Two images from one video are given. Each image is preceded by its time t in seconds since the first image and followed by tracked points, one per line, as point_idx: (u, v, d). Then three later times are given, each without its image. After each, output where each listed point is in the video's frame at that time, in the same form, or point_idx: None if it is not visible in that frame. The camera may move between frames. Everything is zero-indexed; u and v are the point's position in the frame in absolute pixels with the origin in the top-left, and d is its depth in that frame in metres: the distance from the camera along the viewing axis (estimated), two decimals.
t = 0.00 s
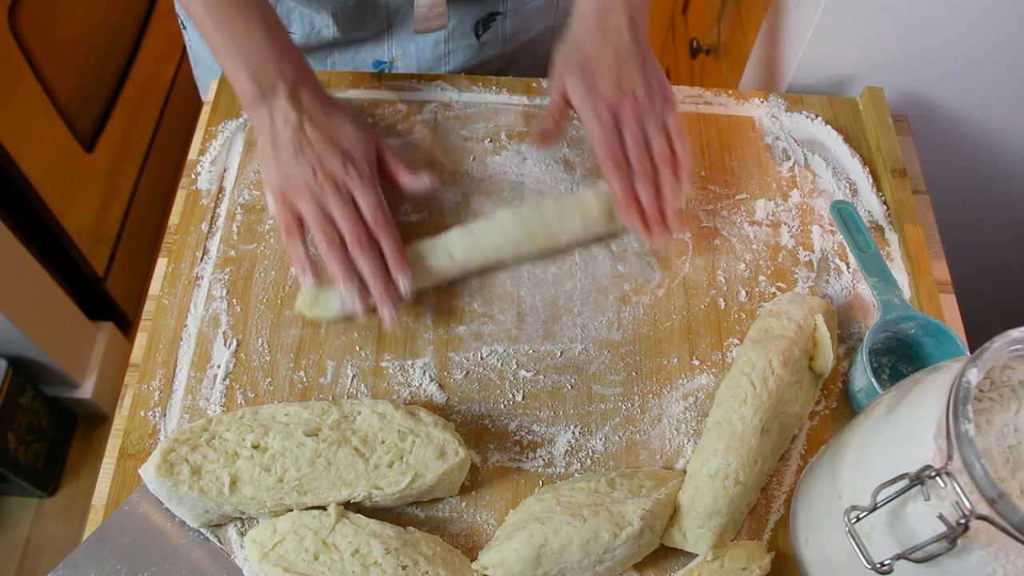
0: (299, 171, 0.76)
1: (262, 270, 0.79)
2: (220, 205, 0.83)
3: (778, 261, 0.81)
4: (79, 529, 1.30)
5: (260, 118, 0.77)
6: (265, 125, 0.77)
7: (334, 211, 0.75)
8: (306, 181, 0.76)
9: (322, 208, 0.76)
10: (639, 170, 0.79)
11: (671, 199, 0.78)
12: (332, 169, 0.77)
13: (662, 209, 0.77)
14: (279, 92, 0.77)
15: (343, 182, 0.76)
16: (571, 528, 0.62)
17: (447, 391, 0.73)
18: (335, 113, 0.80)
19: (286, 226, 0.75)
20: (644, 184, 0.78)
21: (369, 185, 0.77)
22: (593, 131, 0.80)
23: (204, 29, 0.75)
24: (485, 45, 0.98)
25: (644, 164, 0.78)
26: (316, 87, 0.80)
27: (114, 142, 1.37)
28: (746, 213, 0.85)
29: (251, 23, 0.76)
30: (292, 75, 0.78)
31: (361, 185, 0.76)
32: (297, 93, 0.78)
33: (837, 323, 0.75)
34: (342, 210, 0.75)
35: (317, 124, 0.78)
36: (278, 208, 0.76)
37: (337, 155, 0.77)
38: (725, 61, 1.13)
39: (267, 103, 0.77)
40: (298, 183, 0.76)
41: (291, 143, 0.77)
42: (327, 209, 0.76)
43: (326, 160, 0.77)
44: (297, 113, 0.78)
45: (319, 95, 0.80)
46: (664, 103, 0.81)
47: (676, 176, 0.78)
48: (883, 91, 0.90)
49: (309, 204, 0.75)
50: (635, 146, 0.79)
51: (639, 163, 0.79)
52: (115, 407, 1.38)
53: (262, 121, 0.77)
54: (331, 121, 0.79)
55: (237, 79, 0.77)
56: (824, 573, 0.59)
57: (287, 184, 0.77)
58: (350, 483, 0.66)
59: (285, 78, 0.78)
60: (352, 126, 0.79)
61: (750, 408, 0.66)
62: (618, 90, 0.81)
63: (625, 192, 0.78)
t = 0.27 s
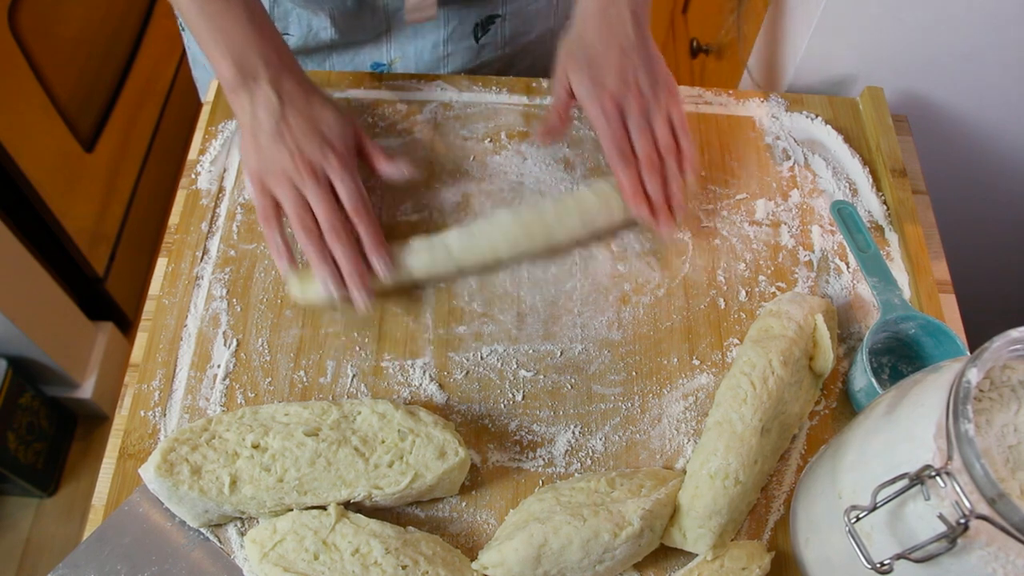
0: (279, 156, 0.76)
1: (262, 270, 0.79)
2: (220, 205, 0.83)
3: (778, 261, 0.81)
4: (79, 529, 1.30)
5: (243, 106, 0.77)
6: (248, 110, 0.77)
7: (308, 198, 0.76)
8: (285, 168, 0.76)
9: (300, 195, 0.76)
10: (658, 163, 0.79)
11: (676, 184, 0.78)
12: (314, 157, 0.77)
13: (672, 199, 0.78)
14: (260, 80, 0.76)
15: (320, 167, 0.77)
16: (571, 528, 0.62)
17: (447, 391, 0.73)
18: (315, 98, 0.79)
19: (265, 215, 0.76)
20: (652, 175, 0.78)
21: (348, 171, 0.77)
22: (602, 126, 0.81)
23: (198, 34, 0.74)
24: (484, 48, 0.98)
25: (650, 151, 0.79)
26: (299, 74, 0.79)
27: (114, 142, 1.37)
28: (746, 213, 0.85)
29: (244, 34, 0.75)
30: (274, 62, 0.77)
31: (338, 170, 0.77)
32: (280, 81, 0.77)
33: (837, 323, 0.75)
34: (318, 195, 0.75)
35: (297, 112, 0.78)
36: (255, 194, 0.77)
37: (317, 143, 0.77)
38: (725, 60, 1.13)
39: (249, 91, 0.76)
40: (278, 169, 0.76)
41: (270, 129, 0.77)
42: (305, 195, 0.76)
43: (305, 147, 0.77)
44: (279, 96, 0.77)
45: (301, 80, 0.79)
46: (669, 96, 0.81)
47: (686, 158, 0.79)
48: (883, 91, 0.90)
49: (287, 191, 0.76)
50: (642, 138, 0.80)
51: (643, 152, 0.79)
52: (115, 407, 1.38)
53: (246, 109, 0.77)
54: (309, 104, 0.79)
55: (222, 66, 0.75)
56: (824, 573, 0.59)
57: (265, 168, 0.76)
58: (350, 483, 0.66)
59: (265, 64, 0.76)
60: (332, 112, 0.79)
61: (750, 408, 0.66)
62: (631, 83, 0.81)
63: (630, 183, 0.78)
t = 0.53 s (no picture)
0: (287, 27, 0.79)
1: (262, 270, 0.79)
2: (220, 205, 0.83)
3: (778, 261, 0.81)
4: (79, 529, 1.30)
5: None
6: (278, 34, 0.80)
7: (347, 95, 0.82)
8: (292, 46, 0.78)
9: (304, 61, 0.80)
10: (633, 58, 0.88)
11: (657, 47, 0.86)
12: (341, 73, 0.81)
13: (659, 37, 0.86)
14: None
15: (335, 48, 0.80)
16: (571, 528, 0.62)
17: (447, 391, 0.73)
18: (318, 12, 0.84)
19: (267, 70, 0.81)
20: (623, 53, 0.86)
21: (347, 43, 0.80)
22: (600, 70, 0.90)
23: None
24: (484, 48, 0.97)
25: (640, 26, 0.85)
26: None
27: (115, 142, 1.37)
28: (745, 213, 0.85)
29: None
30: None
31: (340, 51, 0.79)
32: None
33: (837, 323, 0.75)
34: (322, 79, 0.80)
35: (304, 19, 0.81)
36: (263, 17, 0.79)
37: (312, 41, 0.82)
38: (725, 59, 1.13)
39: None
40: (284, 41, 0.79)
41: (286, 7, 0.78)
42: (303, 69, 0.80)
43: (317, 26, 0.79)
44: None
45: None
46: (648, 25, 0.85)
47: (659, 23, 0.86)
48: (883, 92, 0.90)
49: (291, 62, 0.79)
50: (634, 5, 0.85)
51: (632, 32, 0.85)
52: (115, 407, 1.38)
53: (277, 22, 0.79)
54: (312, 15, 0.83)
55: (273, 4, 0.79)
56: (824, 573, 0.59)
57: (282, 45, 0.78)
58: (350, 483, 0.66)
59: None
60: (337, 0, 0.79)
61: (750, 408, 0.66)
62: (631, 9, 0.84)
63: (607, 46, 0.85)
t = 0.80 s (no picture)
0: (471, 138, 0.75)
1: (262, 270, 0.79)
2: (220, 205, 0.83)
3: (778, 261, 0.81)
4: (79, 529, 1.30)
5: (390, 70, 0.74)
6: (454, 138, 0.75)
7: (539, 228, 0.73)
8: (506, 198, 0.74)
9: (514, 211, 0.74)
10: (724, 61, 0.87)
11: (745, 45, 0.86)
12: (475, 169, 0.75)
13: (598, 262, 0.72)
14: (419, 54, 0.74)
15: (490, 147, 0.75)
16: (571, 528, 0.62)
17: (447, 391, 0.73)
18: (526, 120, 0.77)
19: (484, 228, 0.74)
20: (564, 288, 0.72)
21: (567, 191, 0.74)
22: (621, 186, 0.79)
23: (370, 54, 0.74)
24: (497, 42, 0.97)
25: (567, 246, 0.73)
26: (484, 81, 0.77)
27: (114, 142, 1.37)
28: (745, 213, 0.85)
29: (424, 36, 0.74)
30: (476, 89, 0.75)
31: (561, 194, 0.74)
32: (456, 80, 0.75)
33: (837, 323, 0.75)
34: (547, 228, 0.73)
35: (503, 112, 0.76)
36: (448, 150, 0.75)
37: (534, 169, 0.75)
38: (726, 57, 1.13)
39: (452, 116, 0.75)
40: (479, 154, 0.74)
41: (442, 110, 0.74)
42: (535, 225, 0.74)
43: (504, 151, 0.75)
44: (467, 109, 0.75)
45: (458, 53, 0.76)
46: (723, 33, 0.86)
47: (611, 264, 0.73)
48: (883, 91, 0.90)
49: (512, 220, 0.73)
50: (554, 234, 0.73)
51: (568, 247, 0.73)
52: (114, 407, 1.38)
53: (453, 140, 0.75)
54: (521, 127, 0.76)
55: (426, 106, 0.74)
56: (824, 573, 0.59)
57: (485, 198, 0.74)
58: (350, 483, 0.66)
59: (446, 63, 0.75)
60: (505, 112, 0.76)
61: (750, 408, 0.66)
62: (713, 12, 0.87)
63: (702, 53, 0.85)
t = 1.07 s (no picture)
0: (461, 116, 0.75)
1: (262, 269, 0.79)
2: (220, 205, 0.83)
3: (778, 261, 0.81)
4: (79, 529, 1.30)
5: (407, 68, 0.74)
6: (443, 111, 0.75)
7: (512, 190, 0.75)
8: (488, 167, 0.75)
9: (507, 194, 0.75)
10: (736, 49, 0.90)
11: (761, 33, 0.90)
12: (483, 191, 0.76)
13: (582, 238, 0.75)
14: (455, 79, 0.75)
15: (514, 160, 0.76)
16: (571, 528, 0.62)
17: (447, 391, 0.73)
18: (511, 95, 0.78)
19: (466, 204, 0.75)
20: (535, 257, 0.74)
21: (547, 161, 0.76)
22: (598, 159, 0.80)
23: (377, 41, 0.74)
24: (516, 44, 0.98)
25: (537, 211, 0.75)
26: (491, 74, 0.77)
27: (114, 142, 1.37)
28: (745, 213, 0.85)
29: (423, 20, 0.74)
30: (468, 65, 0.76)
31: (541, 164, 0.76)
32: (474, 80, 0.76)
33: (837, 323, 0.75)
34: (522, 189, 0.75)
35: (499, 115, 0.76)
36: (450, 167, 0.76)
37: (516, 139, 0.76)
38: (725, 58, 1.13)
39: (445, 92, 0.75)
40: (472, 170, 0.76)
41: (445, 78, 0.75)
42: (509, 188, 0.75)
43: (492, 124, 0.76)
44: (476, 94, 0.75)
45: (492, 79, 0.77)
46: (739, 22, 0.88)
47: (587, 237, 0.75)
48: (883, 91, 0.90)
49: (491, 188, 0.75)
50: (527, 198, 0.75)
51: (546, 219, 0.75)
52: (114, 407, 1.38)
53: (441, 112, 0.75)
54: (506, 100, 0.77)
55: (415, 73, 0.75)
56: (824, 573, 0.59)
57: (467, 169, 0.76)
58: (350, 483, 0.66)
59: (458, 65, 0.75)
60: (526, 105, 0.78)
61: (750, 408, 0.66)
62: None
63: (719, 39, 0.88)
